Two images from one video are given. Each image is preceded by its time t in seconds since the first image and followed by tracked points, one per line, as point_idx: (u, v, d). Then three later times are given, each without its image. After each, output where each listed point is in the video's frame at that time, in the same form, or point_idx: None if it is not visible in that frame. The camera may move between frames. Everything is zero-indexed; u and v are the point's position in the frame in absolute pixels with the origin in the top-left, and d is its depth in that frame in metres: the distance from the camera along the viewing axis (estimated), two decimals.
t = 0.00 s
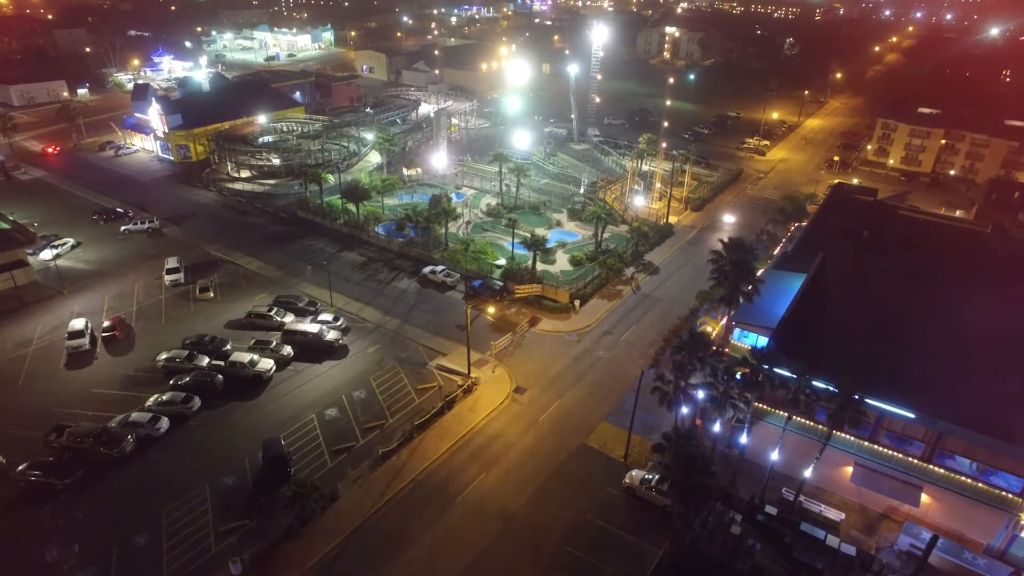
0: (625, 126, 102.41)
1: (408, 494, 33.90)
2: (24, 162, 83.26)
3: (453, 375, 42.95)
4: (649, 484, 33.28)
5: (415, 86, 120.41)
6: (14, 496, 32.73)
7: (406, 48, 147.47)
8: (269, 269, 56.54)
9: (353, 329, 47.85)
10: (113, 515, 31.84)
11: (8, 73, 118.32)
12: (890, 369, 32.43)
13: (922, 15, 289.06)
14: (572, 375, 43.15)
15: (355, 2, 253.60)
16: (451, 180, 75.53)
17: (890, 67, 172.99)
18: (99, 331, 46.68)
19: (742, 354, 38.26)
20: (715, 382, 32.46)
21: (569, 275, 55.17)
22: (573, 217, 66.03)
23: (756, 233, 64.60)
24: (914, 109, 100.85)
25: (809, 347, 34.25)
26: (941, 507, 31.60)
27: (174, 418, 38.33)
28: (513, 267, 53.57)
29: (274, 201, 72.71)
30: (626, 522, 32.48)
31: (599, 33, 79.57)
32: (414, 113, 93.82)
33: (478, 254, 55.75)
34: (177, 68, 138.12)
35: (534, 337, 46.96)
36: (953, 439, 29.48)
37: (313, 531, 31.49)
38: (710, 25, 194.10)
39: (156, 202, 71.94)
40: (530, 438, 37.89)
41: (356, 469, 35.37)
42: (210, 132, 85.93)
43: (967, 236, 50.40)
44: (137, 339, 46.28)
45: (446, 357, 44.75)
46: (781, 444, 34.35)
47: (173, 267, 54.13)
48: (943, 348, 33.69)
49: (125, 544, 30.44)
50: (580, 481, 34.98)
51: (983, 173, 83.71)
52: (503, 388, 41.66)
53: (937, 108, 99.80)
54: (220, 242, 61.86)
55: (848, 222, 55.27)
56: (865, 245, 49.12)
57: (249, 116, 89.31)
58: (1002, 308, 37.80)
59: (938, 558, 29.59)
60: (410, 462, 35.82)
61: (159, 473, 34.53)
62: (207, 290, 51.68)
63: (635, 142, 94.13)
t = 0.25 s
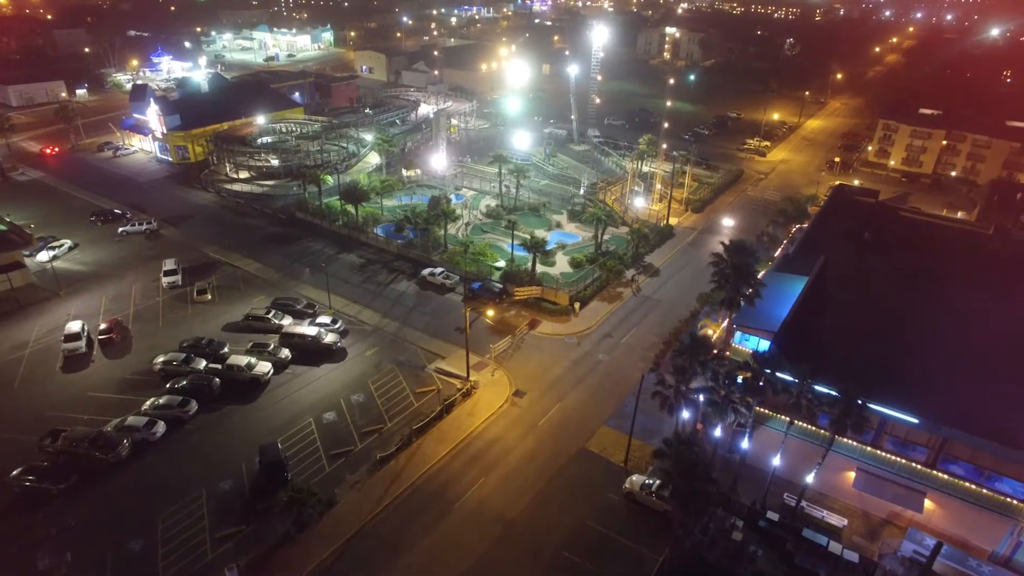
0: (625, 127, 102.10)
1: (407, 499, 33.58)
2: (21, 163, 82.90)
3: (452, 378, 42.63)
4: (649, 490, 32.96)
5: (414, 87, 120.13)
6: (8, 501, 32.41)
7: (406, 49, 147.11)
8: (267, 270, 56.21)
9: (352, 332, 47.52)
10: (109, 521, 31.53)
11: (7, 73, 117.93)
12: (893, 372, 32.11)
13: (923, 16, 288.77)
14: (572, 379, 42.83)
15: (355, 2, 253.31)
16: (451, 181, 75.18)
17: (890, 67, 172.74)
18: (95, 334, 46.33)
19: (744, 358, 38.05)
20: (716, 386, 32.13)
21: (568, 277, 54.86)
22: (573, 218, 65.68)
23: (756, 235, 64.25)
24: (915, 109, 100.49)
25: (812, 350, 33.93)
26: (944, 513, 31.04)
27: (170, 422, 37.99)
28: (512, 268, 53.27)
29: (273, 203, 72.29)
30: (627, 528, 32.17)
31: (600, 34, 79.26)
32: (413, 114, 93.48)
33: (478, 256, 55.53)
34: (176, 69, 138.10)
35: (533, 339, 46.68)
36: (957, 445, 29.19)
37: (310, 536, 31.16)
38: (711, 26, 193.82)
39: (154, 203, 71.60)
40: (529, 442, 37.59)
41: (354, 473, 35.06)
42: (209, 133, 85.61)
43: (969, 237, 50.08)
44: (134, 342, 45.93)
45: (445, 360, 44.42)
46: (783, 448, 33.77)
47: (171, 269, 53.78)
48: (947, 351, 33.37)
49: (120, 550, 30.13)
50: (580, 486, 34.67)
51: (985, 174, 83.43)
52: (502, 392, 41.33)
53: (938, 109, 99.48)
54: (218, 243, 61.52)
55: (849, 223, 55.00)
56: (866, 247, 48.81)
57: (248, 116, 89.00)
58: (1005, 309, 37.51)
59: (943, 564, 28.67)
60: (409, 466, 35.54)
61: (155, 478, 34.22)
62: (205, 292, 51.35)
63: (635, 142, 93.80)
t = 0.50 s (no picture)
0: (626, 128, 101.73)
1: (405, 505, 33.21)
2: (20, 164, 82.54)
3: (452, 382, 42.24)
4: (650, 496, 32.62)
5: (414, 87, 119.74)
6: (2, 508, 32.05)
7: (406, 49, 146.69)
8: (265, 273, 55.83)
9: (350, 335, 47.14)
10: (103, 529, 31.15)
11: (5, 73, 117.50)
12: (897, 376, 31.71)
13: (923, 16, 288.32)
14: (572, 383, 42.40)
15: (355, 2, 253.22)
16: (451, 182, 74.77)
17: (891, 68, 172.28)
18: (92, 337, 45.96)
19: (747, 363, 37.59)
20: (719, 392, 31.75)
21: (569, 279, 54.52)
22: (573, 220, 65.28)
23: (758, 237, 63.89)
24: (916, 110, 100.04)
25: (815, 356, 33.50)
26: (949, 521, 30.48)
27: (166, 427, 37.59)
28: (512, 271, 52.88)
29: (271, 204, 71.74)
30: (628, 535, 31.78)
31: (601, 35, 78.76)
32: (413, 115, 93.15)
33: (478, 258, 55.21)
34: (175, 70, 137.98)
35: (534, 342, 46.34)
36: (962, 452, 28.84)
37: (307, 544, 30.76)
38: (711, 26, 193.35)
39: (152, 205, 71.24)
40: (529, 448, 37.19)
41: (352, 480, 34.68)
42: (208, 134, 85.25)
43: (972, 239, 49.70)
44: (130, 345, 45.56)
45: (444, 364, 44.04)
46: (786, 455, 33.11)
47: (168, 272, 53.37)
48: (952, 356, 32.96)
49: (114, 558, 29.76)
50: (580, 492, 34.28)
51: (987, 175, 83.05)
52: (502, 397, 40.93)
53: (940, 110, 99.08)
54: (217, 245, 61.15)
55: (851, 224, 54.55)
56: (869, 250, 48.48)
57: (247, 117, 88.62)
58: (1010, 311, 37.10)
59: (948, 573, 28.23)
60: (408, 472, 35.16)
61: (151, 484, 33.85)
62: (202, 295, 50.97)
63: (636, 143, 93.37)
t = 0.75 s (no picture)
0: (626, 129, 101.30)
1: (403, 514, 32.72)
2: (17, 166, 82.09)
3: (451, 388, 41.76)
4: (652, 505, 32.07)
5: (414, 89, 119.28)
6: None
7: (406, 50, 146.30)
8: (263, 276, 55.38)
9: (349, 340, 46.69)
10: (96, 538, 30.68)
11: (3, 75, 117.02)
12: (902, 382, 31.18)
13: (924, 17, 287.84)
14: (573, 389, 41.92)
15: (355, 3, 252.81)
16: (450, 183, 74.28)
17: (893, 68, 171.68)
18: (87, 341, 45.49)
19: (751, 370, 37.03)
20: (721, 399, 31.26)
21: (569, 282, 54.05)
22: (574, 223, 64.81)
23: (759, 239, 63.40)
24: (918, 111, 99.52)
25: (820, 361, 32.86)
26: (956, 531, 30.06)
27: (162, 433, 37.15)
28: (512, 274, 52.44)
29: (269, 207, 71.16)
30: (629, 544, 31.29)
31: (601, 36, 78.21)
32: (412, 116, 92.72)
33: (478, 262, 54.85)
34: (174, 71, 137.77)
35: (534, 347, 45.88)
36: (970, 461, 28.32)
37: (303, 554, 30.28)
38: (712, 27, 192.83)
39: (150, 207, 70.79)
40: (529, 455, 36.72)
41: (350, 488, 34.21)
42: (206, 136, 84.82)
43: (976, 243, 49.25)
44: (126, 349, 45.10)
45: (443, 369, 43.55)
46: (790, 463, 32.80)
47: (165, 274, 52.91)
48: (958, 362, 32.40)
49: (107, 568, 29.30)
50: (581, 500, 33.81)
51: (990, 177, 82.59)
52: (501, 403, 40.46)
53: (942, 111, 98.57)
54: (215, 248, 60.69)
55: (853, 228, 54.11)
56: (872, 253, 47.98)
57: (246, 118, 88.18)
58: (1016, 316, 36.64)
59: None
60: (406, 479, 34.67)
61: (145, 492, 33.38)
62: (199, 299, 50.53)
63: (636, 145, 92.90)
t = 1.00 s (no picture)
0: (627, 131, 100.82)
1: (401, 524, 32.16)
2: (14, 168, 81.57)
3: (450, 394, 41.24)
4: (653, 514, 31.65)
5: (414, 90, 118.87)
6: None
7: (406, 51, 145.83)
8: (261, 280, 54.87)
9: (347, 345, 46.18)
10: (88, 548, 30.16)
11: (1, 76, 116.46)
12: (908, 389, 30.66)
13: (924, 18, 287.55)
14: (573, 395, 41.40)
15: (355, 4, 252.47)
16: (450, 186, 73.76)
17: (894, 69, 171.14)
18: (82, 346, 44.96)
19: (755, 377, 36.55)
20: (724, 407, 30.73)
21: (570, 286, 53.53)
22: (574, 225, 64.26)
23: (761, 242, 62.86)
24: (920, 113, 99.06)
25: (824, 369, 32.31)
26: (964, 542, 29.32)
27: (156, 440, 36.60)
28: (512, 278, 51.91)
29: (267, 209, 70.58)
30: (630, 555, 30.76)
31: (602, 37, 77.66)
32: (411, 118, 92.27)
33: (478, 265, 54.34)
34: (173, 71, 137.42)
35: (534, 351, 45.40)
36: (978, 471, 27.75)
37: (299, 565, 29.73)
38: (713, 28, 192.28)
39: (147, 209, 70.27)
40: (529, 462, 36.19)
41: (347, 496, 33.67)
42: (204, 137, 84.40)
43: (981, 247, 48.73)
44: (122, 354, 44.58)
45: (442, 375, 43.03)
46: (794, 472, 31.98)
47: (162, 278, 52.40)
48: (965, 368, 31.85)
49: None
50: (581, 509, 33.27)
51: (993, 179, 82.07)
52: (501, 409, 39.92)
53: (944, 112, 98.13)
54: (212, 251, 60.18)
55: (856, 232, 53.66)
56: (876, 257, 47.49)
57: (244, 120, 87.68)
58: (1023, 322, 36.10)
59: None
60: (404, 488, 34.12)
61: (139, 501, 32.87)
62: (196, 302, 50.01)
63: (637, 147, 92.39)
